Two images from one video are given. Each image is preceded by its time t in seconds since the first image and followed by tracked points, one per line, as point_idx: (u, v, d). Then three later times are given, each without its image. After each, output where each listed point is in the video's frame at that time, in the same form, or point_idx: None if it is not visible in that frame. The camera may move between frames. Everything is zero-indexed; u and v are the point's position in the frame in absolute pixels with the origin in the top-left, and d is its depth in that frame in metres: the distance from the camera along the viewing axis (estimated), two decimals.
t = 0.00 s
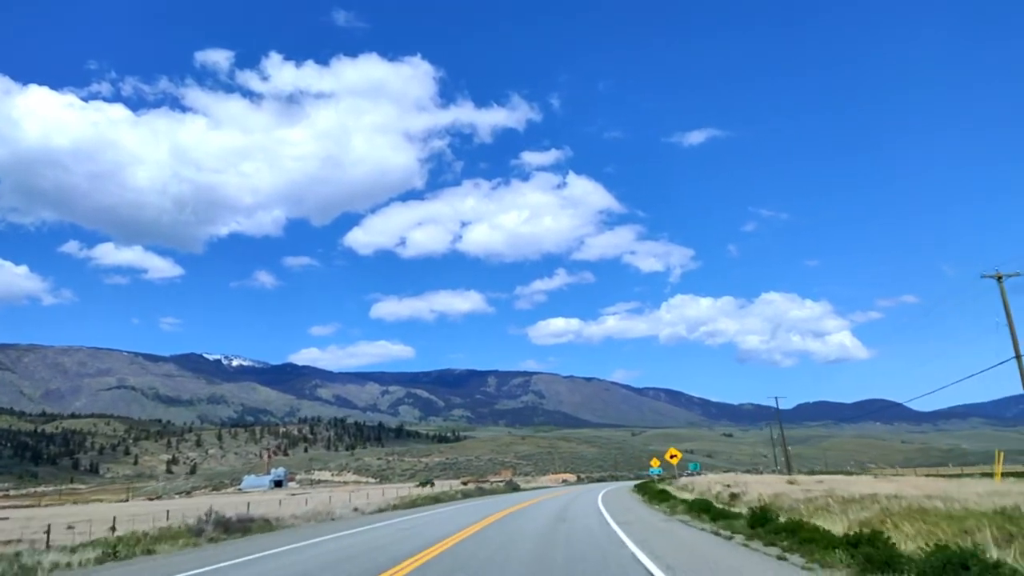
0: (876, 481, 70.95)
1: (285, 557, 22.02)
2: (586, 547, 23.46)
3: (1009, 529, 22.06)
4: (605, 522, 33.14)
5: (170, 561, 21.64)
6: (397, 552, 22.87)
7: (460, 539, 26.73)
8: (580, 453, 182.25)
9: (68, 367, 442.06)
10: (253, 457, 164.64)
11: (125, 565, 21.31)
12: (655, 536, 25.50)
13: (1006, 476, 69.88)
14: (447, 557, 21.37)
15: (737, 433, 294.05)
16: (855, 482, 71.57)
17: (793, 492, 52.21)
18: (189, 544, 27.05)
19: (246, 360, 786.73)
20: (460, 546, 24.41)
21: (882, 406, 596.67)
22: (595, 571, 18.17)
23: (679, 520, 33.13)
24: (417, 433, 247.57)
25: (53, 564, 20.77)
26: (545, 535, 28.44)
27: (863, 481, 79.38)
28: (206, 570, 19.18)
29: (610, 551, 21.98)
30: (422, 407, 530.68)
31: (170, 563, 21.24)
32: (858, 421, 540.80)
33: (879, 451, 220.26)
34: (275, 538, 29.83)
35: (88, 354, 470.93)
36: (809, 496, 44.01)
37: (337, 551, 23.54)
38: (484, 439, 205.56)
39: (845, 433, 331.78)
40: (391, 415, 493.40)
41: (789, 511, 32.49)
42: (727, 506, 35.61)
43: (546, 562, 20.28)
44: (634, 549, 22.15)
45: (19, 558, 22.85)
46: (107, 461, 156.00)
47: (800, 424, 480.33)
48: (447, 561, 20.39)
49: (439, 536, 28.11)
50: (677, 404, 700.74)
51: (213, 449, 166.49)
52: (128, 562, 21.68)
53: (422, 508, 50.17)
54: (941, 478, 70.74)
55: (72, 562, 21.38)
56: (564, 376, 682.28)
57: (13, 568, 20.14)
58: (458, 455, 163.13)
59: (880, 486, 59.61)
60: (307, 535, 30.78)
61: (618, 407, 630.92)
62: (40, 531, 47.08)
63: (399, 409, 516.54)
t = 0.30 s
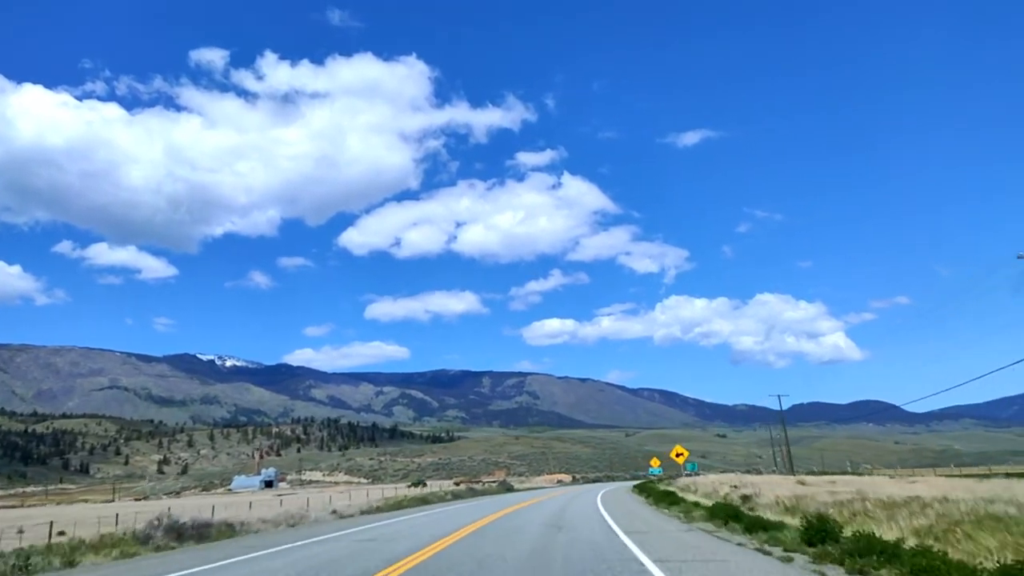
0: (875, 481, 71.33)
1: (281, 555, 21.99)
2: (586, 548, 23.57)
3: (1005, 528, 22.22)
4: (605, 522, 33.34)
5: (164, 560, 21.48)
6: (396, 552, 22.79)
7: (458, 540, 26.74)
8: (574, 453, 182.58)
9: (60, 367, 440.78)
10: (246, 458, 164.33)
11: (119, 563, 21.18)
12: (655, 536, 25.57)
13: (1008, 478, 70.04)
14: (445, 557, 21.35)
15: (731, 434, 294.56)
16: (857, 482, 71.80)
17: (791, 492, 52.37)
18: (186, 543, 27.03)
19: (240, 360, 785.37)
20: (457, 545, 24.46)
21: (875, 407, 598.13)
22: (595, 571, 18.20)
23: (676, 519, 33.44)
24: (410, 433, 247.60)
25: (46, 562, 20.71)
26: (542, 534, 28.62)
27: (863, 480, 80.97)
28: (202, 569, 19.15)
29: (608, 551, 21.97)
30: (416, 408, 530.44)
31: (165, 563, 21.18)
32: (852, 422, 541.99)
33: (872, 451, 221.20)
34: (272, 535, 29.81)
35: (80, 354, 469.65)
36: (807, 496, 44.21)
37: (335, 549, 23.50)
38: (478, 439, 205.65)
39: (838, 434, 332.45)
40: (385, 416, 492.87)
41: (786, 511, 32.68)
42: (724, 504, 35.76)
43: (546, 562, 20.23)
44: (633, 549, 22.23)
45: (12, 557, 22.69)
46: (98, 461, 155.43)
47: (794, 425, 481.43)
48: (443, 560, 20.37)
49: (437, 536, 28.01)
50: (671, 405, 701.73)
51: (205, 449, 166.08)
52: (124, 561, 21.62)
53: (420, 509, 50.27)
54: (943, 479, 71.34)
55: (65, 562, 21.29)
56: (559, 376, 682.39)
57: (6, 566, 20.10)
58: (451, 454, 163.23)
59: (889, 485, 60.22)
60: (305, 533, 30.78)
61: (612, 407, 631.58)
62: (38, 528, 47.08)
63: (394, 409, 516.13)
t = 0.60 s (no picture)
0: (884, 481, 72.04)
1: (275, 557, 21.71)
2: (585, 548, 23.37)
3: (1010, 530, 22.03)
4: (604, 523, 33.19)
5: (155, 563, 21.23)
6: (390, 552, 22.58)
7: (454, 539, 26.65)
8: (570, 453, 182.61)
9: (53, 366, 439.37)
10: (239, 458, 163.77)
11: (110, 565, 20.90)
12: (653, 537, 25.39)
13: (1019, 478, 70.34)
14: (441, 557, 21.13)
15: (726, 435, 294.81)
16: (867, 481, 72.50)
17: (790, 492, 52.89)
18: (177, 544, 26.92)
19: (234, 360, 783.53)
20: (454, 545, 24.29)
21: (870, 408, 599.57)
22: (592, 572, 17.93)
23: (677, 520, 33.23)
24: (405, 433, 247.36)
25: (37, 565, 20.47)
26: (540, 535, 28.42)
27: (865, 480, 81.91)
28: (196, 570, 18.96)
29: (608, 551, 21.75)
30: (411, 407, 529.79)
31: (159, 564, 20.99)
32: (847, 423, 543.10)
33: (867, 451, 221.62)
34: (267, 537, 29.77)
35: (73, 353, 468.12)
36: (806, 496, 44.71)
37: (330, 550, 23.25)
38: (473, 439, 205.53)
39: (834, 434, 333.10)
40: (380, 416, 492.03)
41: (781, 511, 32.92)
42: (724, 505, 35.74)
43: (544, 562, 19.99)
44: (633, 549, 21.97)
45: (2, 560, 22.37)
46: (90, 461, 154.65)
47: (789, 424, 482.16)
48: (439, 561, 20.14)
49: (432, 537, 27.76)
50: (666, 406, 702.31)
51: (198, 449, 165.45)
52: (116, 563, 21.41)
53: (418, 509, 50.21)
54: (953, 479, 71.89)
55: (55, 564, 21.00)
56: (554, 377, 682.57)
57: None
58: (445, 454, 162.92)
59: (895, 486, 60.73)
60: (301, 534, 30.50)
61: (607, 408, 631.75)
62: (33, 530, 47.03)
63: (389, 410, 515.12)
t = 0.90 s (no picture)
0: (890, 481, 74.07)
1: (277, 556, 21.83)
2: (584, 548, 23.58)
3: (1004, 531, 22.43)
4: (603, 522, 33.54)
5: (158, 562, 21.36)
6: (390, 552, 22.72)
7: (454, 539, 26.85)
8: (564, 453, 183.06)
9: (47, 366, 438.15)
10: (232, 458, 163.58)
11: (112, 564, 20.99)
12: (652, 538, 25.66)
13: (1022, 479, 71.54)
14: (441, 557, 21.27)
15: (721, 435, 295.58)
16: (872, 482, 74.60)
17: (788, 492, 53.86)
18: (175, 544, 27.09)
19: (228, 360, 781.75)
20: (453, 545, 24.47)
21: (864, 409, 601.20)
22: (591, 572, 18.12)
23: (674, 521, 33.55)
24: (400, 433, 247.29)
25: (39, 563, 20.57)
26: (539, 535, 28.71)
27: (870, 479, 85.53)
28: (197, 570, 19.05)
29: (606, 551, 21.96)
30: (406, 407, 529.60)
31: (160, 563, 21.08)
32: (841, 423, 544.82)
33: (861, 452, 222.69)
34: (267, 536, 29.97)
35: (67, 352, 466.79)
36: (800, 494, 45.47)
37: (331, 551, 23.36)
38: (468, 439, 205.87)
39: (829, 435, 334.12)
40: (376, 416, 491.70)
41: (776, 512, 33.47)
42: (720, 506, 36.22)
43: (544, 562, 20.16)
44: (632, 550, 22.12)
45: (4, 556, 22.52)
46: (81, 461, 154.22)
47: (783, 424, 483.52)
48: (441, 561, 20.31)
49: (433, 536, 27.99)
50: (662, 407, 703.29)
51: (191, 449, 165.24)
52: (117, 562, 21.53)
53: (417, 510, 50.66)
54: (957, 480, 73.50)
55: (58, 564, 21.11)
56: (549, 377, 683.19)
57: None
58: (438, 454, 163.03)
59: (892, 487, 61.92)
60: (302, 533, 30.71)
61: (602, 408, 632.57)
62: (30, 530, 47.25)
63: (384, 410, 514.47)
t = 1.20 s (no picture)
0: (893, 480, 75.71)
1: (275, 557, 21.99)
2: (581, 547, 23.82)
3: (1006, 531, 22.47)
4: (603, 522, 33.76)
5: (158, 561, 21.48)
6: (388, 551, 22.85)
7: (452, 539, 26.98)
8: (559, 453, 183.17)
9: (40, 365, 437.05)
10: (225, 457, 163.24)
11: (112, 564, 21.12)
12: (652, 537, 25.77)
13: None
14: (439, 557, 21.47)
15: (716, 436, 295.59)
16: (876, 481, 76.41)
17: (789, 491, 55.53)
18: (169, 545, 27.16)
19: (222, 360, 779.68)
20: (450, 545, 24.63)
21: (858, 409, 602.09)
22: (590, 571, 18.24)
23: (675, 521, 33.70)
24: (394, 434, 246.96)
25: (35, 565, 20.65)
26: (538, 535, 28.90)
27: (887, 479, 88.14)
28: (195, 570, 19.12)
29: (603, 550, 22.13)
30: (401, 407, 529.26)
31: (160, 563, 21.17)
32: (835, 424, 545.83)
33: (855, 452, 223.14)
34: (265, 537, 30.10)
35: (61, 352, 465.59)
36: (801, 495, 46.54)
37: (330, 550, 23.50)
38: (463, 439, 205.82)
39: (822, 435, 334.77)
40: (370, 416, 491.45)
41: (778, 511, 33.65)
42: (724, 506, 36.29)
43: (542, 561, 20.33)
44: (632, 549, 22.22)
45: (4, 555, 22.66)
46: (73, 461, 153.72)
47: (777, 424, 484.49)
48: (439, 561, 20.44)
49: (431, 536, 28.23)
50: (657, 407, 703.74)
51: (184, 449, 164.92)
52: (116, 562, 21.62)
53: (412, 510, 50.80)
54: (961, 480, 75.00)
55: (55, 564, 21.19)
56: (544, 377, 683.32)
57: None
58: (431, 454, 162.88)
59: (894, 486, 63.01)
60: (300, 533, 30.85)
61: (597, 408, 632.94)
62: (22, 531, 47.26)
63: (378, 410, 514.15)
